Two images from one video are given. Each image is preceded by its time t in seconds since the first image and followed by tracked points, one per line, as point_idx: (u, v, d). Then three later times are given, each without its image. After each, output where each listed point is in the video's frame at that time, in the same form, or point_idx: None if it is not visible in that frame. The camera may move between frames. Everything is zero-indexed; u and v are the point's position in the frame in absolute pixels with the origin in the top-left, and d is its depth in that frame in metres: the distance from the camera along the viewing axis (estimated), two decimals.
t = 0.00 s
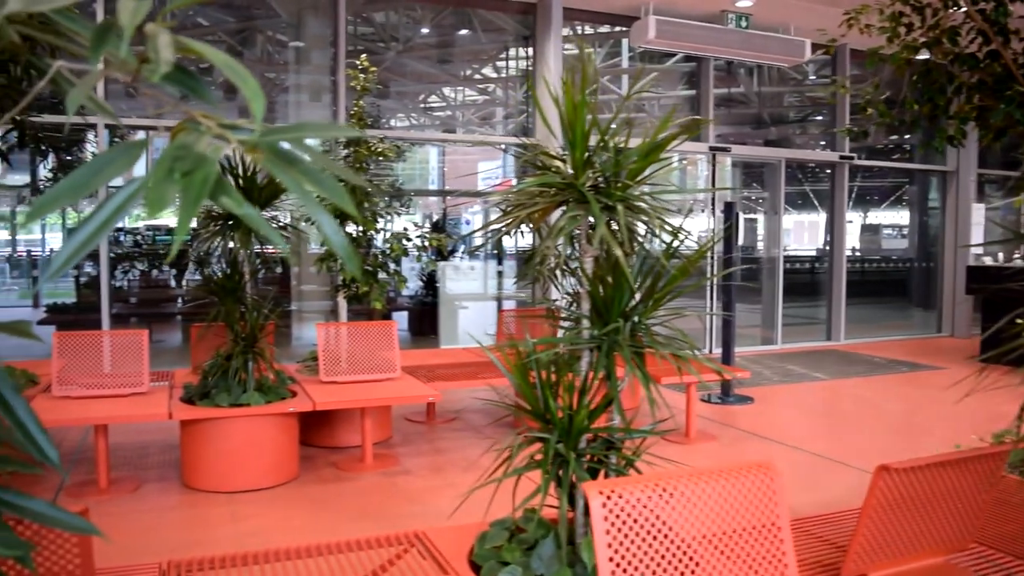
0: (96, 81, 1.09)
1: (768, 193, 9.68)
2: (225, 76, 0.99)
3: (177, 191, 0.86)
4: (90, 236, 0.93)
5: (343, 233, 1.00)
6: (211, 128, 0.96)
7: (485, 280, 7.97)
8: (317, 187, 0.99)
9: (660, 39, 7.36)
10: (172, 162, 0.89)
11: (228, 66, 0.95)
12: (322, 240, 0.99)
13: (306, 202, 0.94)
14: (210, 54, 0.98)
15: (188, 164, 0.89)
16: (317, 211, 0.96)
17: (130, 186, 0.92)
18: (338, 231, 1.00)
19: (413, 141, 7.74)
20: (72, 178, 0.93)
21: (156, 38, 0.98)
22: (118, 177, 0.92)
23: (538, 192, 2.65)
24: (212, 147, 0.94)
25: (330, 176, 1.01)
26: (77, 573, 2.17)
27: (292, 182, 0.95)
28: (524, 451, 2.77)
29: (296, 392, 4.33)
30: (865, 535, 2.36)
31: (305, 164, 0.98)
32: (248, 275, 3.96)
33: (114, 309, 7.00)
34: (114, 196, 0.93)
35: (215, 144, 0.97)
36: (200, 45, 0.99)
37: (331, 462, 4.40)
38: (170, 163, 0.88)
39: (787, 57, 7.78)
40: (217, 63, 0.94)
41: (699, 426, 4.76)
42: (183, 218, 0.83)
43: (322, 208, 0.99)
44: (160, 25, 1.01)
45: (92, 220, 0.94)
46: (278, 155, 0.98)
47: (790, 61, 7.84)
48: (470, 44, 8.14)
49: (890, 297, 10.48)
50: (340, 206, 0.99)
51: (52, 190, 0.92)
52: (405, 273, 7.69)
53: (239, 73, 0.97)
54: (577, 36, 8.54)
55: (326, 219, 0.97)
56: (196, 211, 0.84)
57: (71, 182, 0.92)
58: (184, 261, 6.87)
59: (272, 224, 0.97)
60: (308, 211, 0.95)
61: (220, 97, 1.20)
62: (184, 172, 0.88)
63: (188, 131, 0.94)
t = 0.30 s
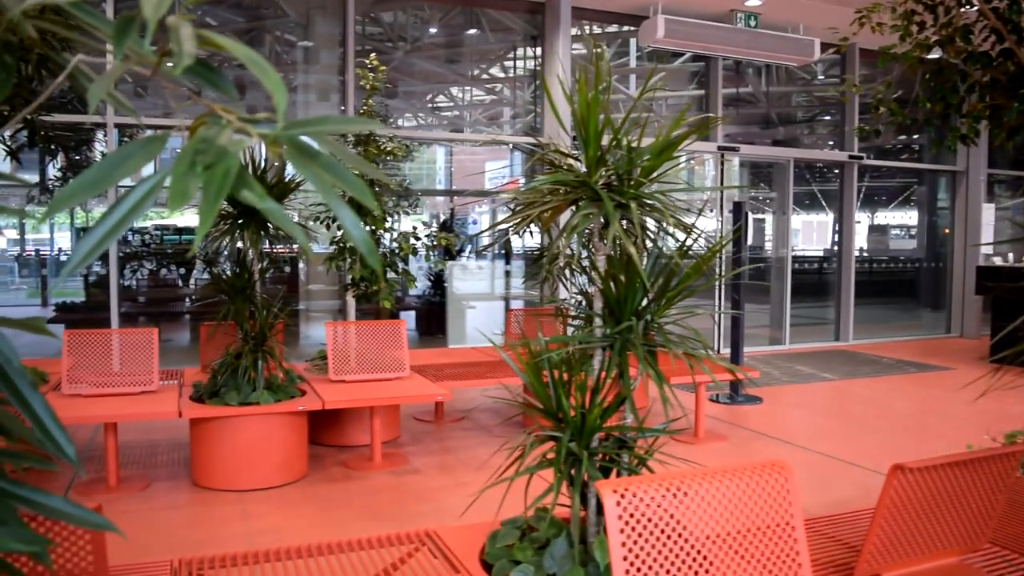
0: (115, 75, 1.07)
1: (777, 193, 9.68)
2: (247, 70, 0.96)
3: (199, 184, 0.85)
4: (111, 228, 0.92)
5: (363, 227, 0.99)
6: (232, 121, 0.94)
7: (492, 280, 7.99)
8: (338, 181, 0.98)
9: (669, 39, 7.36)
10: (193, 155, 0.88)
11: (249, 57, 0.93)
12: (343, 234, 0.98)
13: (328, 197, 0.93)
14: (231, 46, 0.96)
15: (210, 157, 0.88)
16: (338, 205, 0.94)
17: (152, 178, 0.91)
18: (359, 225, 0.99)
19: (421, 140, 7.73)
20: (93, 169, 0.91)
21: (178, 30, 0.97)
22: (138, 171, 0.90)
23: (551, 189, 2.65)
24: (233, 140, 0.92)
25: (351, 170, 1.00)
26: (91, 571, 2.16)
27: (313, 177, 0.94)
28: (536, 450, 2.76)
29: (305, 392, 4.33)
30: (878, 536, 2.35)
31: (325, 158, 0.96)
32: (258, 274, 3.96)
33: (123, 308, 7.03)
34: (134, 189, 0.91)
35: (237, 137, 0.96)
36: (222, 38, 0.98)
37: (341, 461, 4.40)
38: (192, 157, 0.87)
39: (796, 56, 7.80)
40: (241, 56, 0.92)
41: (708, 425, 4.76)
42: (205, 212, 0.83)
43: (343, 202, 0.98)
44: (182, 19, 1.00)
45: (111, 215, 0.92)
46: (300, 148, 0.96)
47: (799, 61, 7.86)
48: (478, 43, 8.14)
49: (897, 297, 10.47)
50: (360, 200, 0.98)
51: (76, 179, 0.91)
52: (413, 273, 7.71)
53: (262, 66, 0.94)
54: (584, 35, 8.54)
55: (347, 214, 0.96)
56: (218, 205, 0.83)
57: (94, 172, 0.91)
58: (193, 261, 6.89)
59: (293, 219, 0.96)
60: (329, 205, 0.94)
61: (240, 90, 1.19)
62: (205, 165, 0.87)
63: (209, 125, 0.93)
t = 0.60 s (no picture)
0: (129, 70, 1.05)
1: (781, 192, 9.68)
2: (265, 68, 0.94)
3: (214, 180, 0.85)
4: (121, 230, 0.89)
5: (379, 224, 0.97)
6: (247, 116, 0.93)
7: (496, 280, 8.00)
8: (353, 179, 0.96)
9: (673, 38, 7.36)
10: (208, 151, 0.87)
11: (265, 54, 0.92)
12: (359, 231, 0.97)
13: (343, 194, 0.92)
14: (247, 43, 0.95)
15: (225, 153, 0.87)
16: (353, 202, 0.93)
17: (164, 177, 0.89)
18: (374, 222, 0.98)
19: (425, 140, 7.75)
20: (102, 168, 0.89)
21: (192, 25, 0.95)
22: (153, 167, 0.88)
23: (559, 188, 2.65)
24: (248, 137, 0.91)
25: (365, 168, 0.99)
26: (99, 570, 2.14)
27: (328, 173, 0.93)
28: (543, 450, 2.76)
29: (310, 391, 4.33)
30: (886, 536, 2.35)
31: (341, 155, 0.95)
32: (264, 273, 3.97)
33: (127, 307, 7.04)
34: (148, 186, 0.89)
35: (251, 134, 0.95)
36: (238, 34, 0.97)
37: (345, 461, 4.40)
38: (206, 152, 0.86)
39: (801, 56, 7.81)
40: (256, 53, 0.91)
41: (713, 425, 4.76)
42: (221, 209, 0.82)
43: (358, 199, 0.97)
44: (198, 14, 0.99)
45: (124, 211, 0.91)
46: (315, 146, 0.96)
47: (804, 60, 7.87)
48: (482, 43, 8.15)
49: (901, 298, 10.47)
50: (375, 198, 0.97)
51: (84, 179, 0.88)
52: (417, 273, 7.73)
53: (277, 62, 0.92)
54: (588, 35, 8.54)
55: (362, 211, 0.95)
56: (233, 201, 0.83)
57: (103, 172, 0.88)
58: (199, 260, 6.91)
59: (308, 216, 0.96)
60: (344, 202, 0.93)
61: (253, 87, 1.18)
62: (220, 161, 0.86)
63: (223, 121, 0.92)
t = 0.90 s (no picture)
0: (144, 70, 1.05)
1: (784, 194, 9.70)
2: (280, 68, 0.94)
3: (230, 178, 0.84)
4: (133, 230, 0.89)
5: (393, 222, 0.97)
6: (261, 116, 0.92)
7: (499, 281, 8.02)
8: (368, 178, 0.96)
9: (676, 39, 7.37)
10: (224, 149, 0.87)
11: (281, 53, 0.91)
12: (373, 230, 0.96)
13: (357, 193, 0.91)
14: (262, 42, 0.94)
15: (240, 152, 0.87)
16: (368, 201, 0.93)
17: (177, 178, 0.89)
18: (388, 221, 0.98)
19: (428, 141, 7.76)
20: (115, 167, 0.89)
21: (209, 23, 0.95)
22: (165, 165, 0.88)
23: (565, 188, 2.64)
24: (263, 135, 0.91)
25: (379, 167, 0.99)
26: (106, 570, 2.14)
27: (342, 172, 0.93)
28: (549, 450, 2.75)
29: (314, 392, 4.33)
30: (893, 538, 2.34)
31: (356, 154, 0.95)
32: (268, 274, 3.97)
33: (130, 308, 7.06)
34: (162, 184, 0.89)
35: (264, 133, 0.94)
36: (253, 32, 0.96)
37: (349, 461, 4.40)
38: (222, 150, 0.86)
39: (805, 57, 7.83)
40: (272, 51, 0.91)
41: (716, 426, 4.76)
42: (236, 207, 0.82)
43: (373, 198, 0.96)
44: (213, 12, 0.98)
45: (139, 208, 0.91)
46: (328, 144, 0.95)
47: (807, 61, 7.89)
48: (485, 44, 8.15)
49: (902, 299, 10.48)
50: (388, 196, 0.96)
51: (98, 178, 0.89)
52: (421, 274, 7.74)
53: (293, 61, 0.92)
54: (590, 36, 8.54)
55: (376, 210, 0.95)
56: (248, 199, 0.82)
57: (115, 174, 0.88)
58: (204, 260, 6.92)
59: (322, 215, 0.95)
60: (358, 200, 0.93)
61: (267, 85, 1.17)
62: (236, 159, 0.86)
63: (237, 119, 0.91)
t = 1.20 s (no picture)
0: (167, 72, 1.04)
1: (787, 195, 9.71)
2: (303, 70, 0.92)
3: (256, 181, 0.83)
4: (159, 231, 0.88)
5: (416, 225, 0.95)
6: (284, 118, 0.90)
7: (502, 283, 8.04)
8: (392, 182, 0.94)
9: (680, 41, 7.37)
10: (249, 151, 0.85)
11: (306, 55, 0.89)
12: (397, 233, 0.94)
13: (381, 197, 0.90)
14: (287, 45, 0.92)
15: (266, 154, 0.85)
16: (391, 204, 0.91)
17: (202, 179, 0.87)
18: (411, 225, 0.96)
19: (432, 142, 7.77)
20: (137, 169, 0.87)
21: (234, 24, 0.93)
22: (189, 168, 0.86)
23: (575, 190, 2.64)
24: (287, 138, 0.89)
25: (402, 169, 0.97)
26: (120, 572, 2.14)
27: (366, 174, 0.91)
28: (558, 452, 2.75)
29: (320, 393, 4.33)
30: (903, 541, 2.35)
31: (379, 157, 0.93)
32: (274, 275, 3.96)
33: (135, 309, 7.06)
34: (187, 187, 0.88)
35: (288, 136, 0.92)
36: (278, 35, 0.94)
37: (354, 463, 4.39)
38: (248, 153, 0.84)
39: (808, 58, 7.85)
40: (295, 54, 0.89)
41: (722, 428, 4.76)
42: (263, 211, 0.80)
43: (396, 202, 0.94)
44: (238, 15, 0.96)
45: (163, 211, 0.89)
46: (351, 147, 0.93)
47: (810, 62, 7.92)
48: (488, 46, 8.15)
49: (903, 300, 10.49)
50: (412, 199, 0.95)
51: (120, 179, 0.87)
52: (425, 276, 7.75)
53: (317, 62, 0.90)
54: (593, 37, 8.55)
55: (399, 213, 0.93)
56: (275, 203, 0.81)
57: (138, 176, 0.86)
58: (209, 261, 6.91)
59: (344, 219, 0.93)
60: (381, 204, 0.91)
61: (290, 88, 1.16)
62: (262, 162, 0.84)
63: (261, 121, 0.90)
